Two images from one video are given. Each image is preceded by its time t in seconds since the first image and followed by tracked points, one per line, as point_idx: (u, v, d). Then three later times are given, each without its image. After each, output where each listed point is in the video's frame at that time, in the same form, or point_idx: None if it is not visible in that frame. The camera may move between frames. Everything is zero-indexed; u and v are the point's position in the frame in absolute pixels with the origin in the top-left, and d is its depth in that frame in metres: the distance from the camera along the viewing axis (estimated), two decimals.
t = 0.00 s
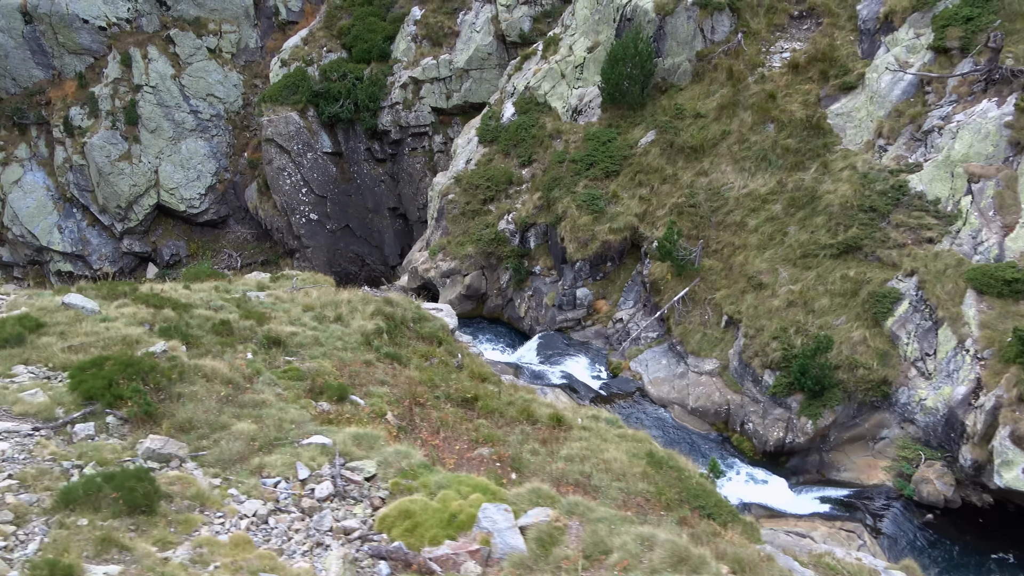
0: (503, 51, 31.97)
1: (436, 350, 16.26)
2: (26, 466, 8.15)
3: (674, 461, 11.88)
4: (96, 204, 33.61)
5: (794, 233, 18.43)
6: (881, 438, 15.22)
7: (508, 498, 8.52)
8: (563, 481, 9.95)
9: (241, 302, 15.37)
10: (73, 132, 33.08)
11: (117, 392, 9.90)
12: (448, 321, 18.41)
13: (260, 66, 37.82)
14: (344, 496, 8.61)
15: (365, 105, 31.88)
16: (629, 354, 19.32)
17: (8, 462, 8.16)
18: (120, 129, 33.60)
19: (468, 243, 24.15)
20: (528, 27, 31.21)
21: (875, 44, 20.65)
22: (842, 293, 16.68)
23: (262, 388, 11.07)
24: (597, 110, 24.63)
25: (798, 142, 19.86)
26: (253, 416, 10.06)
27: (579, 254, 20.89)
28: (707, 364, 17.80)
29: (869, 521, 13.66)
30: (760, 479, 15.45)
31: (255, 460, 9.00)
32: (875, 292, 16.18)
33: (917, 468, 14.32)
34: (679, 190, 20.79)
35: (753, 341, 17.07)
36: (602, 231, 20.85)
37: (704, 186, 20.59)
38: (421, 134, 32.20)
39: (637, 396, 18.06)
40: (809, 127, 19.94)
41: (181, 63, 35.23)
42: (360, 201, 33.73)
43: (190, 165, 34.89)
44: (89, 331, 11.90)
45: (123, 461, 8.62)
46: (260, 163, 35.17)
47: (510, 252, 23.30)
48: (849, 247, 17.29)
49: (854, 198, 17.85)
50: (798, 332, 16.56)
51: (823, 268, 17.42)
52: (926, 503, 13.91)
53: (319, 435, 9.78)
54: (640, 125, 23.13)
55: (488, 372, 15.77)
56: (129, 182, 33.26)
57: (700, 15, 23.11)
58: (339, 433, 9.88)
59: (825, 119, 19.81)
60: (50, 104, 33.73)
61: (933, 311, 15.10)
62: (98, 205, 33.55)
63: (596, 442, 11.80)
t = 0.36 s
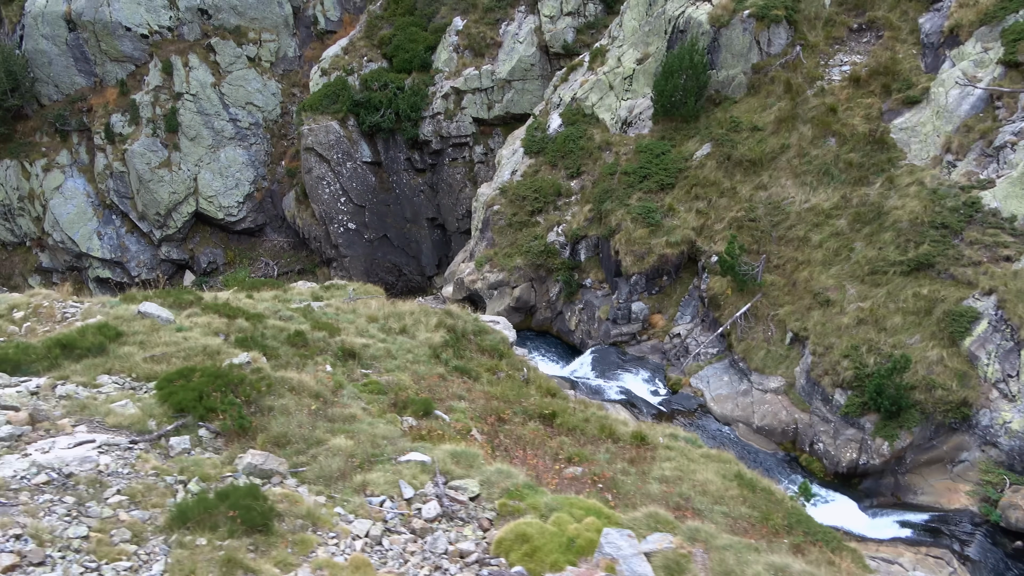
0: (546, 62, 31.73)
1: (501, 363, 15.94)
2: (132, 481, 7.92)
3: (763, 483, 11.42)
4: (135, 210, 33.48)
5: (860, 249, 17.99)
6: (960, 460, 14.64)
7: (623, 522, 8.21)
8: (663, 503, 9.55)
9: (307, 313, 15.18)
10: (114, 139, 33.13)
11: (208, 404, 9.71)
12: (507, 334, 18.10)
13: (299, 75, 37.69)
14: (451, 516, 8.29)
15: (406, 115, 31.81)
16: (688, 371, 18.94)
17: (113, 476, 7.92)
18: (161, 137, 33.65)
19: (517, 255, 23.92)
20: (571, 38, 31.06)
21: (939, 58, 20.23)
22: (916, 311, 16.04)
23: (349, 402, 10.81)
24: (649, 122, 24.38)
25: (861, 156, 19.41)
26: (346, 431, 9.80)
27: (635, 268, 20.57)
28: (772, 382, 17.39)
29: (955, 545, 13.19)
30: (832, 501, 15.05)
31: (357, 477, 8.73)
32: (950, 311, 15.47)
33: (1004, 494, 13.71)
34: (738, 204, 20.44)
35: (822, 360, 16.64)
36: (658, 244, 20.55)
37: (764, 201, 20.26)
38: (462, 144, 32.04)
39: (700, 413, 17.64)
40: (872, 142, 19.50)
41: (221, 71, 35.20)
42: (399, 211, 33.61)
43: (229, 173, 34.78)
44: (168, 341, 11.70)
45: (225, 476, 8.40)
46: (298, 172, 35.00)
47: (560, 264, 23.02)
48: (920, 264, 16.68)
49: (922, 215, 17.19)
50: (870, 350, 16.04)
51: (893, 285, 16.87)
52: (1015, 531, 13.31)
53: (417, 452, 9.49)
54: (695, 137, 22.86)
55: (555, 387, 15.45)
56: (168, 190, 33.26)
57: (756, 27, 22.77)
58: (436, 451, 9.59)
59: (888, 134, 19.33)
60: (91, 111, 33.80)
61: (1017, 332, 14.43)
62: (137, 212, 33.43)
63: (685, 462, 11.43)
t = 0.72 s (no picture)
0: (589, 77, 31.66)
1: (566, 381, 15.59)
2: (242, 500, 7.67)
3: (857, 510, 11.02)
4: (174, 220, 33.49)
5: (928, 269, 17.30)
6: None
7: (747, 552, 7.87)
8: (768, 532, 9.09)
9: (373, 327, 14.94)
10: (155, 149, 33.25)
11: (301, 421, 9.49)
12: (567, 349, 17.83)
13: (337, 88, 37.70)
14: (566, 543, 7.93)
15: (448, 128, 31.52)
16: (750, 391, 18.52)
17: (223, 496, 7.67)
18: (201, 147, 33.69)
19: (565, 269, 23.64)
20: (615, 53, 30.93)
21: (1005, 75, 19.55)
22: (993, 333, 15.31)
23: (437, 420, 10.55)
24: (700, 137, 24.16)
25: (925, 174, 18.83)
26: (442, 451, 9.50)
27: (692, 285, 20.26)
28: (840, 404, 16.84)
29: None
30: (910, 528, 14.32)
31: (464, 500, 8.42)
32: None
33: None
34: (798, 221, 20.04)
35: (894, 382, 15.99)
36: (716, 261, 20.25)
37: (825, 218, 19.83)
38: (503, 158, 31.79)
39: (765, 435, 17.18)
40: (937, 160, 18.88)
41: (262, 84, 35.38)
42: (436, 224, 33.43)
43: (267, 184, 34.80)
44: (246, 354, 11.49)
45: (330, 497, 8.15)
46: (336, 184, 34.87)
47: (611, 279, 22.67)
48: (995, 285, 15.94)
49: (995, 235, 16.52)
50: (946, 373, 15.32)
51: (966, 305, 16.12)
52: None
53: (517, 474, 9.19)
54: (750, 153, 22.55)
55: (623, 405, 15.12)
56: (208, 200, 33.30)
57: (814, 43, 22.54)
58: (537, 473, 9.29)
59: (953, 151, 18.69)
60: (133, 121, 33.95)
61: None
62: (176, 222, 33.43)
63: (778, 487, 11.07)
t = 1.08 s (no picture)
0: (632, 91, 31.25)
1: (636, 399, 15.23)
2: (361, 526, 7.36)
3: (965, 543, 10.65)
4: (214, 231, 33.52)
5: (1002, 290, 16.70)
6: None
7: None
8: (889, 569, 8.66)
9: (441, 342, 14.68)
10: (197, 160, 33.37)
11: (400, 440, 9.23)
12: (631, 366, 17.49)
13: (375, 101, 37.81)
14: (692, 574, 7.53)
15: (490, 141, 31.32)
16: (816, 413, 18.11)
17: (341, 520, 7.39)
18: (242, 158, 33.71)
19: (616, 285, 23.32)
20: (659, 67, 30.54)
21: None
22: None
23: (531, 440, 10.26)
24: (754, 153, 23.73)
25: (994, 194, 18.21)
26: (545, 474, 9.20)
27: (753, 302, 19.89)
28: (914, 429, 16.32)
29: None
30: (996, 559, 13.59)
31: (581, 528, 8.08)
32: None
33: None
34: (862, 239, 19.58)
35: (972, 407, 15.40)
36: (777, 279, 19.88)
37: (890, 236, 19.31)
38: (545, 171, 31.56)
39: (836, 459, 16.67)
40: (1006, 178, 18.21)
41: (303, 95, 35.50)
42: (475, 237, 33.14)
43: (306, 196, 34.78)
44: (330, 370, 11.26)
45: (444, 522, 7.84)
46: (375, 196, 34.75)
47: (664, 296, 22.35)
48: None
49: None
50: None
51: None
52: None
53: (627, 500, 8.88)
54: (807, 169, 22.13)
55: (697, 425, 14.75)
56: (248, 211, 33.29)
57: (874, 58, 21.94)
58: (648, 501, 8.96)
59: None
60: (175, 132, 34.08)
61: None
62: (216, 232, 33.45)
63: (882, 517, 10.78)
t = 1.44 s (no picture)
0: (678, 103, 31.13)
1: (710, 417, 14.80)
2: (489, 552, 7.03)
3: None
4: (254, 239, 33.48)
5: None
6: None
7: None
8: None
9: (513, 356, 14.34)
10: (239, 168, 33.35)
11: (504, 459, 8.89)
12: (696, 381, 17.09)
13: (414, 111, 37.66)
14: None
15: (533, 152, 31.08)
16: (885, 434, 17.53)
17: (467, 545, 7.06)
18: (283, 168, 33.68)
19: (669, 300, 22.96)
20: (707, 79, 30.44)
21: None
22: None
23: (631, 461, 9.90)
24: (812, 167, 23.36)
25: None
26: (655, 499, 8.83)
27: (818, 319, 19.51)
28: (992, 452, 15.63)
29: None
30: None
31: (707, 557, 7.68)
32: None
33: None
34: (930, 256, 19.03)
35: None
36: (842, 295, 19.46)
37: (960, 253, 18.69)
38: (588, 184, 31.22)
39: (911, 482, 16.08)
40: None
41: (343, 105, 35.50)
42: (515, 249, 32.70)
43: (346, 206, 34.68)
44: (415, 385, 10.96)
45: (566, 548, 7.48)
46: (414, 206, 34.44)
47: (720, 311, 21.99)
48: None
49: None
50: None
51: None
52: None
53: (746, 527, 8.54)
54: (869, 184, 21.77)
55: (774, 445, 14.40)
56: (288, 220, 33.26)
57: (939, 71, 21.61)
58: (767, 529, 8.57)
59: None
60: (217, 140, 34.12)
61: None
62: (255, 241, 33.41)
63: (993, 547, 10.31)
